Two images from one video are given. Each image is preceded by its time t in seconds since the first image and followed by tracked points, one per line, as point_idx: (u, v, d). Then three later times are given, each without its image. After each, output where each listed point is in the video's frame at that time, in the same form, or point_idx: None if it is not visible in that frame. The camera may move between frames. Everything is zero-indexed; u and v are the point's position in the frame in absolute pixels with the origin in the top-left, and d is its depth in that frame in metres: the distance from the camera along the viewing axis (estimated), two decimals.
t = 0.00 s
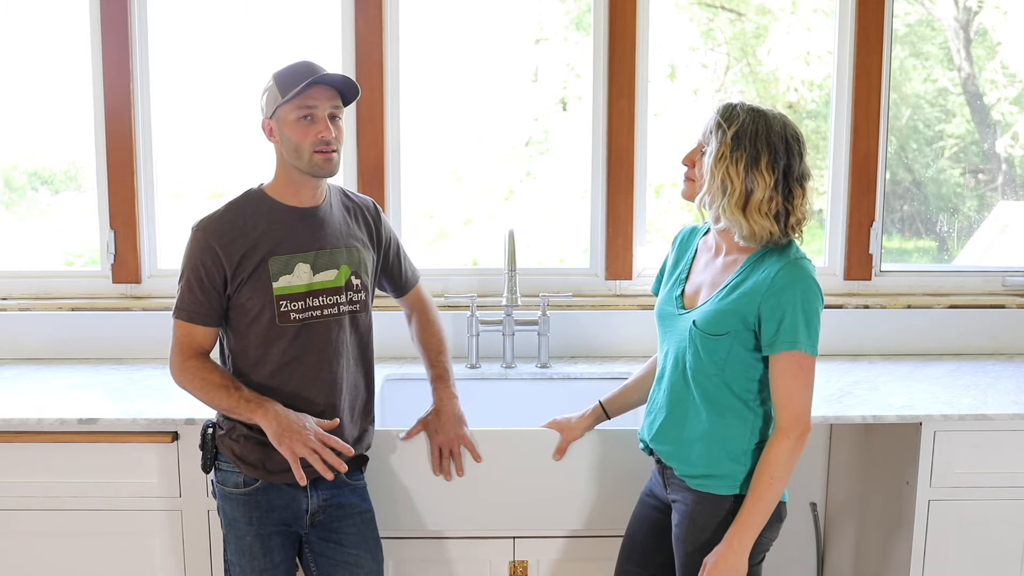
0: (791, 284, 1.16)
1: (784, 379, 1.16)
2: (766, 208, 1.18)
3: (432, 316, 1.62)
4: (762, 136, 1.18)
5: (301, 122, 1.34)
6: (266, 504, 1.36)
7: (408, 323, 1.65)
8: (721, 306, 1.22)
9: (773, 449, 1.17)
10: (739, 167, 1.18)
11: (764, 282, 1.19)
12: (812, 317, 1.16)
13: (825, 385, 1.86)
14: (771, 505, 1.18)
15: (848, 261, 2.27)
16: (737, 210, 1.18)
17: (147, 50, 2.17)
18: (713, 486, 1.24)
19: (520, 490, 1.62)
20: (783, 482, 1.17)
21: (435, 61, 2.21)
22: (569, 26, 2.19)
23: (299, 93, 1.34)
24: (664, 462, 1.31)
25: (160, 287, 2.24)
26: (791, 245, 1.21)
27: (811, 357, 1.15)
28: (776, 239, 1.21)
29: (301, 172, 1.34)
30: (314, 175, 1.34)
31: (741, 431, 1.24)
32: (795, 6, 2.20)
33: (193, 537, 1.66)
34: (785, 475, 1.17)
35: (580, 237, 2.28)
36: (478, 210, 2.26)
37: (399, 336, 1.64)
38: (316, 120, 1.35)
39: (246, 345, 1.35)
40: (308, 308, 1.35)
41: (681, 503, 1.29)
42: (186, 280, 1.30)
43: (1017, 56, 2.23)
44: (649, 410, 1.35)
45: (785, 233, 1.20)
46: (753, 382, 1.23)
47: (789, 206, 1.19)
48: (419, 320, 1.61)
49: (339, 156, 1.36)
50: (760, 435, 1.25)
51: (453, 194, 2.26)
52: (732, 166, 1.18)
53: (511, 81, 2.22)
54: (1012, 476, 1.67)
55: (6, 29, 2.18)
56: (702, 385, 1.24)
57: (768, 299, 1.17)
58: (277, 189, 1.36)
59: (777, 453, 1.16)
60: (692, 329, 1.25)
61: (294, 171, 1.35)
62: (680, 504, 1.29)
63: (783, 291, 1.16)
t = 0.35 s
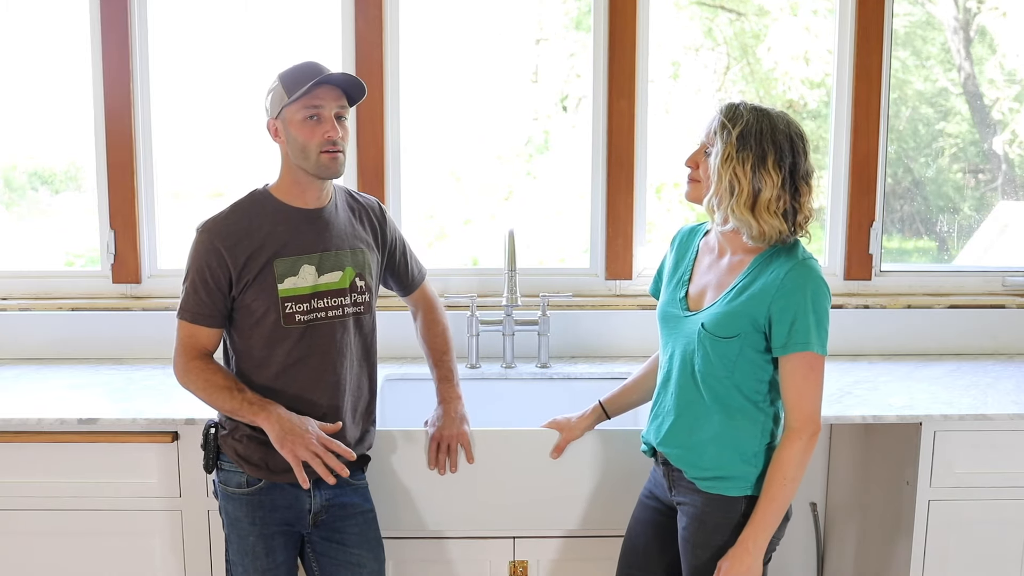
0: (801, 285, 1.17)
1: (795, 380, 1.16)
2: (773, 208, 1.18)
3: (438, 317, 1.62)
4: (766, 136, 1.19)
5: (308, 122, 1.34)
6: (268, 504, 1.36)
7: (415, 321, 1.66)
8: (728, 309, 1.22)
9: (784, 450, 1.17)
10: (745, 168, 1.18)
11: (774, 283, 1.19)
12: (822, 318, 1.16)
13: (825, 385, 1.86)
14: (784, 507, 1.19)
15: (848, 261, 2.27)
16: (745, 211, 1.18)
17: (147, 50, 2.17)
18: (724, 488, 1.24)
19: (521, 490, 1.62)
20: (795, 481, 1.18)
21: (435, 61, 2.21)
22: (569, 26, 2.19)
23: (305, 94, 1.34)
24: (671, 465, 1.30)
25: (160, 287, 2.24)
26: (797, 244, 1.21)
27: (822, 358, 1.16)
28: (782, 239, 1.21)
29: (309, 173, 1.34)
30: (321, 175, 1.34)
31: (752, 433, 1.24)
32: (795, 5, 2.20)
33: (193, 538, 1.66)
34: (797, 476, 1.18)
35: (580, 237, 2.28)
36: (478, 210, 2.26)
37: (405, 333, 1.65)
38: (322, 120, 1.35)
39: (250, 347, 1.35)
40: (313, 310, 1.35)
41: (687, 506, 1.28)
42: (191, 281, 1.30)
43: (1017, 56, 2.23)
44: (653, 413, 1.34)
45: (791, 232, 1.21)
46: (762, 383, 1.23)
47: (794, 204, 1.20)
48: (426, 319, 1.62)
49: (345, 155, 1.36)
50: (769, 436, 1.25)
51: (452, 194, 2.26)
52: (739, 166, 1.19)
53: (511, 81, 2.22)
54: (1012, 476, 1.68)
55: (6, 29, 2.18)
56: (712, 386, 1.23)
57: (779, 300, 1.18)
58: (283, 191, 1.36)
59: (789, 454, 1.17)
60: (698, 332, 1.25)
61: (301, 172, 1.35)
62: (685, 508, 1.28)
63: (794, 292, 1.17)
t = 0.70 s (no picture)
0: (808, 287, 1.17)
1: (801, 382, 1.18)
2: (780, 207, 1.18)
3: (439, 316, 1.62)
4: (774, 135, 1.19)
5: (318, 122, 1.35)
6: (273, 504, 1.36)
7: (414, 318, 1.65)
8: (734, 311, 1.22)
9: (792, 451, 1.18)
10: (753, 166, 1.18)
11: (780, 285, 1.19)
12: (829, 320, 1.17)
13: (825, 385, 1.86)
14: (792, 507, 1.20)
15: (848, 261, 2.27)
16: (752, 209, 1.18)
17: (147, 50, 2.16)
18: (732, 488, 1.25)
19: (521, 490, 1.62)
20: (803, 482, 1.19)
21: (435, 61, 2.21)
22: (569, 26, 2.19)
23: (316, 93, 1.34)
24: (676, 467, 1.30)
25: (160, 287, 2.24)
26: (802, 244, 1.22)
27: (828, 359, 1.17)
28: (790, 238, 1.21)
29: (315, 173, 1.35)
30: (328, 176, 1.35)
31: (759, 433, 1.24)
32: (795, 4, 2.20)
33: (193, 538, 1.66)
34: (804, 477, 1.19)
35: (580, 237, 2.28)
36: (478, 210, 2.27)
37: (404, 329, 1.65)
38: (333, 121, 1.36)
39: (253, 350, 1.34)
40: (317, 312, 1.35)
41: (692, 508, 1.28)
42: (193, 287, 1.29)
43: (1017, 56, 2.23)
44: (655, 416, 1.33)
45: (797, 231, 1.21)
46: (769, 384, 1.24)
47: (801, 203, 1.20)
48: (426, 318, 1.62)
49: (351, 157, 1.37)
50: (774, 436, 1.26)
51: (452, 194, 2.26)
52: (747, 164, 1.18)
53: (511, 81, 2.22)
54: (1011, 476, 1.68)
55: (6, 29, 2.18)
56: (718, 388, 1.24)
57: (786, 302, 1.18)
58: (285, 191, 1.36)
59: (797, 455, 1.18)
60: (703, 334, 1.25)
61: (305, 172, 1.35)
62: (691, 510, 1.28)
63: (802, 294, 1.17)
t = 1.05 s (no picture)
0: (812, 290, 1.18)
1: (804, 383, 1.18)
2: (786, 207, 1.18)
3: (438, 321, 1.62)
4: (781, 135, 1.19)
5: (334, 131, 1.35)
6: (275, 504, 1.36)
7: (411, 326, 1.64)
8: (737, 314, 1.22)
9: (794, 454, 1.19)
10: (759, 165, 1.18)
11: (783, 287, 1.19)
12: (832, 322, 1.18)
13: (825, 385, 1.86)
14: (795, 508, 1.20)
15: (848, 261, 2.27)
16: (758, 207, 1.18)
17: (147, 49, 2.16)
18: (735, 488, 1.25)
19: (522, 490, 1.62)
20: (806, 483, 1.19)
21: (436, 61, 2.21)
22: (569, 26, 2.19)
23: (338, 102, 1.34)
24: (678, 468, 1.30)
25: (160, 287, 2.24)
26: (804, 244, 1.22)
27: (830, 361, 1.17)
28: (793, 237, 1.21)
29: (319, 179, 1.35)
30: (332, 186, 1.35)
31: (762, 435, 1.25)
32: (795, 4, 2.20)
33: (193, 538, 1.66)
34: (807, 479, 1.19)
35: (580, 237, 2.28)
36: (477, 210, 2.26)
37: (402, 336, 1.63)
38: (348, 133, 1.36)
39: (255, 351, 1.34)
40: (319, 312, 1.35)
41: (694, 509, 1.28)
42: (195, 289, 1.29)
43: (1017, 55, 2.23)
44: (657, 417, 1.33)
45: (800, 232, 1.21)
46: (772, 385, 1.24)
47: (806, 204, 1.20)
48: (424, 324, 1.62)
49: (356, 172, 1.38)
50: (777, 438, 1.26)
51: (453, 194, 2.26)
52: (754, 163, 1.18)
53: (511, 81, 2.22)
54: (1011, 476, 1.68)
55: (6, 29, 2.18)
56: (721, 389, 1.24)
57: (789, 305, 1.18)
58: (286, 188, 1.35)
59: (799, 457, 1.18)
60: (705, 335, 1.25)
61: (309, 175, 1.34)
62: (693, 511, 1.28)
63: (805, 297, 1.18)
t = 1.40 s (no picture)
0: (814, 290, 1.18)
1: (807, 383, 1.18)
2: (785, 200, 1.18)
3: (433, 322, 1.62)
4: (775, 129, 1.19)
5: (337, 131, 1.35)
6: (276, 504, 1.36)
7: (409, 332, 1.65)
8: (739, 314, 1.22)
9: (797, 454, 1.19)
10: (754, 162, 1.18)
11: (784, 287, 1.19)
12: (834, 322, 1.18)
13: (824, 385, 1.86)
14: (797, 509, 1.20)
15: (848, 261, 2.27)
16: (756, 204, 1.18)
17: (147, 49, 2.16)
18: (738, 489, 1.25)
19: (522, 490, 1.62)
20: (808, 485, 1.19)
21: (435, 61, 2.21)
22: (569, 27, 2.19)
23: (341, 101, 1.34)
24: (680, 468, 1.30)
25: (160, 287, 2.24)
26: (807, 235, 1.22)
27: (832, 362, 1.17)
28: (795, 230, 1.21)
29: (324, 180, 1.35)
30: (338, 184, 1.35)
31: (765, 436, 1.25)
32: (795, 4, 2.20)
33: (193, 537, 1.66)
34: (809, 479, 1.19)
35: (580, 237, 2.28)
36: (477, 210, 2.26)
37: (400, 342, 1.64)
38: (351, 132, 1.36)
39: (257, 351, 1.34)
40: (322, 312, 1.35)
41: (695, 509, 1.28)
42: (198, 289, 1.28)
43: (1017, 55, 2.23)
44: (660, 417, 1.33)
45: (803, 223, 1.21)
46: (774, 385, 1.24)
47: (806, 195, 1.20)
48: (421, 327, 1.62)
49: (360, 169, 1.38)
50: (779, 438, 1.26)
51: (453, 194, 2.26)
52: (749, 159, 1.19)
53: (512, 81, 2.22)
54: (1011, 475, 1.68)
55: (6, 29, 2.18)
56: (723, 389, 1.24)
57: (791, 305, 1.18)
58: (287, 189, 1.35)
59: (802, 458, 1.18)
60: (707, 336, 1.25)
61: (313, 175, 1.34)
62: (695, 511, 1.28)
63: (807, 297, 1.18)
